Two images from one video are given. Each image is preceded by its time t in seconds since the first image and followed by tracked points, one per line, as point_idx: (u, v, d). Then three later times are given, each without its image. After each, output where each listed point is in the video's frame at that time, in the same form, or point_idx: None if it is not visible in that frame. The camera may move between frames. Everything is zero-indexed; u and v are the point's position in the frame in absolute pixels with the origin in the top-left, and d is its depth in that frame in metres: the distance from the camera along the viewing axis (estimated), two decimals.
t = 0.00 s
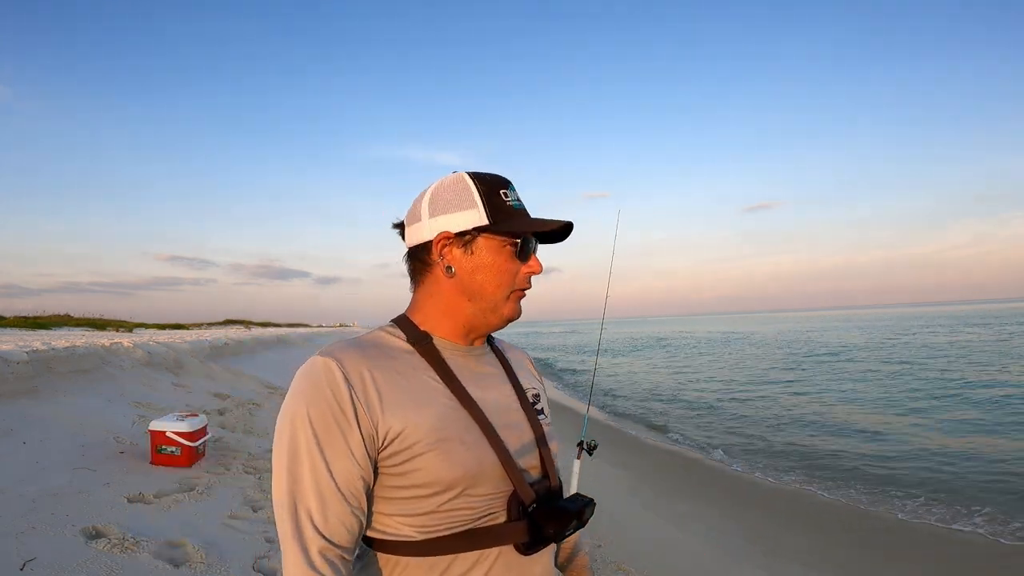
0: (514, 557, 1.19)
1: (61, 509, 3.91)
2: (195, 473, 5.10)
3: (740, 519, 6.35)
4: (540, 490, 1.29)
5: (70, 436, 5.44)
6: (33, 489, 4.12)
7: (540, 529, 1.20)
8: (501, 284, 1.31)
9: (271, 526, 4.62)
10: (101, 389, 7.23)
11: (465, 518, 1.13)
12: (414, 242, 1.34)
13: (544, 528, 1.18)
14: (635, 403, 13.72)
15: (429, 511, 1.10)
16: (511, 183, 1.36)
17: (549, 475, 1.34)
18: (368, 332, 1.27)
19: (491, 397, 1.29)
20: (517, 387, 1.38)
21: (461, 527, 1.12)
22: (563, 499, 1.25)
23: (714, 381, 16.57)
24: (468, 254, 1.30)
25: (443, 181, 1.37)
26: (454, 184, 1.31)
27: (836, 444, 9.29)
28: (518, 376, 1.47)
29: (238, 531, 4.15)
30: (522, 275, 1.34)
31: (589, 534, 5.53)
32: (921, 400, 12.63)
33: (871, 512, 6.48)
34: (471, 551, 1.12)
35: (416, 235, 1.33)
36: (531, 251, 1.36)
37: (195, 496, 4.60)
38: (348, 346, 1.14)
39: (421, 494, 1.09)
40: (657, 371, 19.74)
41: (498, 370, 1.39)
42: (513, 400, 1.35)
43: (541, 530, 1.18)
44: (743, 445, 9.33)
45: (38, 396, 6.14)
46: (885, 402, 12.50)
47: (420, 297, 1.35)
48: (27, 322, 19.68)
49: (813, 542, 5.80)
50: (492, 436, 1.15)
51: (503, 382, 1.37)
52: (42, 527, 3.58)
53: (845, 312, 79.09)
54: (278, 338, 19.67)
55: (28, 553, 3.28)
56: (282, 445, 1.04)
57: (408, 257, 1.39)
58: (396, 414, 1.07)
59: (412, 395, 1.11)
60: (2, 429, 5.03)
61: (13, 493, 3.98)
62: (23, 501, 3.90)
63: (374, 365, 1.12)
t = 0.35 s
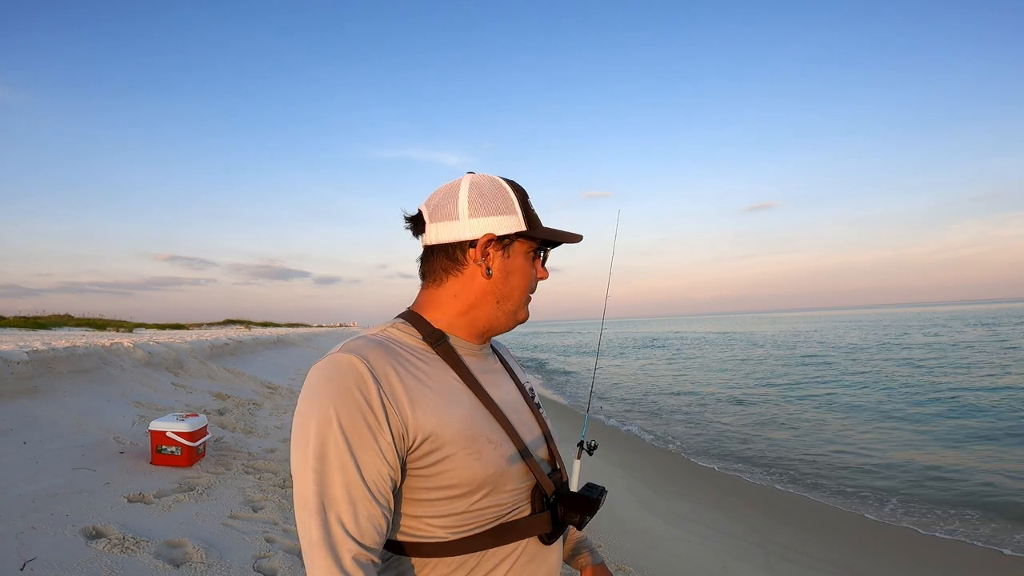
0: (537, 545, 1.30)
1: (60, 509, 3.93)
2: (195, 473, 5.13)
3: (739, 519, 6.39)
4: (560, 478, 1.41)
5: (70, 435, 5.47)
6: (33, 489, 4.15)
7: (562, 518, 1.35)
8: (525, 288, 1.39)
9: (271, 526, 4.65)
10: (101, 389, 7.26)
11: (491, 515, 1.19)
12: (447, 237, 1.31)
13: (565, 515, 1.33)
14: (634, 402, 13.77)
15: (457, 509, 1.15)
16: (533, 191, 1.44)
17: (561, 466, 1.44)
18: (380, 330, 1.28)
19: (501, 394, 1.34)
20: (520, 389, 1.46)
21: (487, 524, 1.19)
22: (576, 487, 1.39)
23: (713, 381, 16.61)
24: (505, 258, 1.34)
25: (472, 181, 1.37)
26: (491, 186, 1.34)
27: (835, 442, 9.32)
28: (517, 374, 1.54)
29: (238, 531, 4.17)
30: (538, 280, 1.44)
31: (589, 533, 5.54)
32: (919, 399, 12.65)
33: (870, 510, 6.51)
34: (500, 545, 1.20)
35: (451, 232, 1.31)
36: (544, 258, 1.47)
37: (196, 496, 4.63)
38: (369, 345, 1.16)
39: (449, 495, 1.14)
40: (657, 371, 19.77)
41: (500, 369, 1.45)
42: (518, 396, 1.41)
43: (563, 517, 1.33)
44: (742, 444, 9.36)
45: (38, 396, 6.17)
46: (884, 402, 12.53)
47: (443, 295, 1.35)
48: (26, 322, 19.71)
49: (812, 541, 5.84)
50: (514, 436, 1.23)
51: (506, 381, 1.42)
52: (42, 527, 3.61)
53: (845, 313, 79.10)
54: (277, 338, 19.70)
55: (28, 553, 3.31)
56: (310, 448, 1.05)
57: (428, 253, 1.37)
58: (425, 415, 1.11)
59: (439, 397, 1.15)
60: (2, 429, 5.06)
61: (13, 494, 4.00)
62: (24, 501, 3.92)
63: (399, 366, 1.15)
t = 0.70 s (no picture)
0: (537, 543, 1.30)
1: (60, 508, 3.92)
2: (196, 473, 5.12)
3: (740, 519, 6.38)
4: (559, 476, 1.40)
5: (70, 435, 5.45)
6: (32, 489, 4.14)
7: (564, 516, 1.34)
8: (523, 287, 1.37)
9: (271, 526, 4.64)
10: (101, 389, 7.25)
11: (500, 512, 1.20)
12: (440, 239, 1.31)
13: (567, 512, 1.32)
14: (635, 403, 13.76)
15: (469, 506, 1.15)
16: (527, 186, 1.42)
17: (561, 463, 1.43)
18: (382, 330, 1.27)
19: (502, 391, 1.34)
20: (519, 386, 1.47)
21: (495, 521, 1.19)
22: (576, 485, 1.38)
23: (713, 381, 16.61)
24: (497, 257, 1.33)
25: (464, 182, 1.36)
26: (481, 186, 1.33)
27: (836, 442, 9.31)
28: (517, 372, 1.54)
29: (238, 531, 4.16)
30: (536, 277, 1.42)
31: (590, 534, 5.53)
32: (920, 399, 12.65)
33: (871, 509, 6.50)
34: (503, 543, 1.20)
35: (443, 234, 1.31)
36: (542, 255, 1.45)
37: (196, 496, 4.62)
38: (375, 344, 1.15)
39: (462, 492, 1.13)
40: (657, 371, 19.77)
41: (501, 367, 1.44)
42: (518, 394, 1.41)
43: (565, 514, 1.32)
44: (742, 443, 9.35)
45: (37, 396, 6.16)
46: (885, 401, 12.53)
47: (440, 296, 1.35)
48: (26, 322, 19.70)
49: (814, 541, 5.83)
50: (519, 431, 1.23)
51: (507, 380, 1.41)
52: (42, 527, 3.60)
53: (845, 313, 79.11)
54: (277, 338, 19.68)
55: (27, 553, 3.30)
56: (322, 449, 1.03)
57: (425, 254, 1.37)
58: (437, 412, 1.10)
59: (448, 393, 1.14)
60: (2, 429, 5.05)
61: (13, 493, 3.99)
62: (24, 501, 3.92)
63: (407, 364, 1.14)
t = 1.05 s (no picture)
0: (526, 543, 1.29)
1: (60, 508, 3.93)
2: (195, 473, 5.13)
3: (741, 519, 6.39)
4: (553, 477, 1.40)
5: (70, 435, 5.46)
6: (32, 488, 4.14)
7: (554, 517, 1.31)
8: (492, 287, 1.34)
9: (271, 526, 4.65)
10: (101, 389, 7.25)
11: (484, 507, 1.20)
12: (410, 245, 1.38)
13: (559, 513, 1.30)
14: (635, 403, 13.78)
15: (453, 501, 1.15)
16: (502, 182, 1.37)
17: (557, 465, 1.43)
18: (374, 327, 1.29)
19: (499, 390, 1.35)
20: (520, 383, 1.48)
21: (481, 517, 1.19)
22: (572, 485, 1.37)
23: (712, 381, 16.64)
24: (457, 258, 1.33)
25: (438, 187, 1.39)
26: (443, 189, 1.34)
27: (835, 443, 9.34)
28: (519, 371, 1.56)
29: (238, 531, 4.17)
30: (513, 277, 1.37)
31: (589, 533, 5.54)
32: (919, 401, 12.68)
33: (870, 509, 6.51)
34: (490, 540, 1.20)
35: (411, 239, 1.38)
36: (524, 252, 1.38)
37: (196, 496, 4.63)
38: (361, 340, 1.17)
39: (445, 486, 1.14)
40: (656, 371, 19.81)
41: (501, 365, 1.46)
42: (516, 391, 1.42)
43: (557, 515, 1.30)
44: (742, 444, 9.36)
45: (37, 396, 6.16)
46: (884, 402, 12.56)
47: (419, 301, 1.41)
48: (25, 322, 19.70)
49: (815, 541, 5.84)
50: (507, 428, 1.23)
51: (506, 377, 1.42)
52: (42, 527, 3.61)
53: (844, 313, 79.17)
54: (277, 338, 19.71)
55: (27, 553, 3.31)
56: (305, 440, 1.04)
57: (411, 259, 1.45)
58: (419, 405, 1.12)
59: (432, 388, 1.15)
60: (1, 429, 5.06)
61: (13, 493, 4.00)
62: (23, 501, 3.92)
63: (392, 359, 1.16)
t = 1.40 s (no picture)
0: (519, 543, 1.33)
1: (60, 509, 3.97)
2: (195, 473, 5.17)
3: (740, 518, 6.43)
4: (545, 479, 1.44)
5: (70, 435, 5.50)
6: (32, 489, 4.18)
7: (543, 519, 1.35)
8: (429, 291, 1.39)
9: (270, 526, 4.69)
10: (101, 389, 7.28)
11: (468, 505, 1.23)
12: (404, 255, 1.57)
13: (548, 516, 1.34)
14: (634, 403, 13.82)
15: (436, 499, 1.19)
16: (440, 184, 1.37)
17: (551, 467, 1.47)
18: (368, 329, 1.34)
19: (496, 391, 1.40)
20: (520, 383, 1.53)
21: (466, 515, 1.23)
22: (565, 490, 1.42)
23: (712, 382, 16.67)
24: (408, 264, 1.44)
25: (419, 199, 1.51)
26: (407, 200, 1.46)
27: (833, 444, 9.37)
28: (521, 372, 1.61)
29: (237, 531, 4.21)
30: (451, 280, 1.38)
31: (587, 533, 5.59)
32: (918, 403, 12.71)
33: (865, 509, 6.53)
34: (480, 538, 1.24)
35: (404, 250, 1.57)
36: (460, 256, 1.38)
37: (195, 496, 4.67)
38: (353, 342, 1.21)
39: (429, 485, 1.18)
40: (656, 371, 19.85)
41: (500, 365, 1.51)
42: (516, 393, 1.47)
43: (546, 519, 1.34)
44: (740, 445, 9.40)
45: (38, 397, 6.20)
46: (883, 404, 12.59)
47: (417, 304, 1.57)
48: (26, 322, 19.74)
49: (812, 541, 5.87)
50: (494, 430, 1.26)
51: (506, 378, 1.48)
52: (42, 527, 3.64)
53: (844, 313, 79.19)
54: (277, 338, 19.76)
55: (28, 553, 3.35)
56: (295, 437, 1.09)
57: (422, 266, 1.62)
58: (405, 406, 1.15)
59: (418, 390, 1.19)
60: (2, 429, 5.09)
61: (13, 494, 4.04)
62: (24, 501, 3.96)
63: (381, 361, 1.20)
